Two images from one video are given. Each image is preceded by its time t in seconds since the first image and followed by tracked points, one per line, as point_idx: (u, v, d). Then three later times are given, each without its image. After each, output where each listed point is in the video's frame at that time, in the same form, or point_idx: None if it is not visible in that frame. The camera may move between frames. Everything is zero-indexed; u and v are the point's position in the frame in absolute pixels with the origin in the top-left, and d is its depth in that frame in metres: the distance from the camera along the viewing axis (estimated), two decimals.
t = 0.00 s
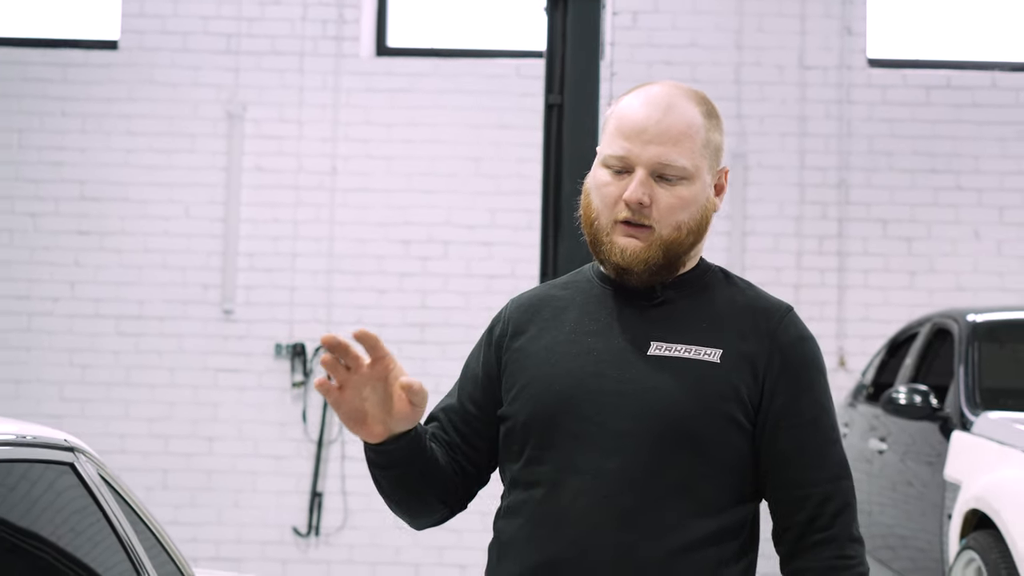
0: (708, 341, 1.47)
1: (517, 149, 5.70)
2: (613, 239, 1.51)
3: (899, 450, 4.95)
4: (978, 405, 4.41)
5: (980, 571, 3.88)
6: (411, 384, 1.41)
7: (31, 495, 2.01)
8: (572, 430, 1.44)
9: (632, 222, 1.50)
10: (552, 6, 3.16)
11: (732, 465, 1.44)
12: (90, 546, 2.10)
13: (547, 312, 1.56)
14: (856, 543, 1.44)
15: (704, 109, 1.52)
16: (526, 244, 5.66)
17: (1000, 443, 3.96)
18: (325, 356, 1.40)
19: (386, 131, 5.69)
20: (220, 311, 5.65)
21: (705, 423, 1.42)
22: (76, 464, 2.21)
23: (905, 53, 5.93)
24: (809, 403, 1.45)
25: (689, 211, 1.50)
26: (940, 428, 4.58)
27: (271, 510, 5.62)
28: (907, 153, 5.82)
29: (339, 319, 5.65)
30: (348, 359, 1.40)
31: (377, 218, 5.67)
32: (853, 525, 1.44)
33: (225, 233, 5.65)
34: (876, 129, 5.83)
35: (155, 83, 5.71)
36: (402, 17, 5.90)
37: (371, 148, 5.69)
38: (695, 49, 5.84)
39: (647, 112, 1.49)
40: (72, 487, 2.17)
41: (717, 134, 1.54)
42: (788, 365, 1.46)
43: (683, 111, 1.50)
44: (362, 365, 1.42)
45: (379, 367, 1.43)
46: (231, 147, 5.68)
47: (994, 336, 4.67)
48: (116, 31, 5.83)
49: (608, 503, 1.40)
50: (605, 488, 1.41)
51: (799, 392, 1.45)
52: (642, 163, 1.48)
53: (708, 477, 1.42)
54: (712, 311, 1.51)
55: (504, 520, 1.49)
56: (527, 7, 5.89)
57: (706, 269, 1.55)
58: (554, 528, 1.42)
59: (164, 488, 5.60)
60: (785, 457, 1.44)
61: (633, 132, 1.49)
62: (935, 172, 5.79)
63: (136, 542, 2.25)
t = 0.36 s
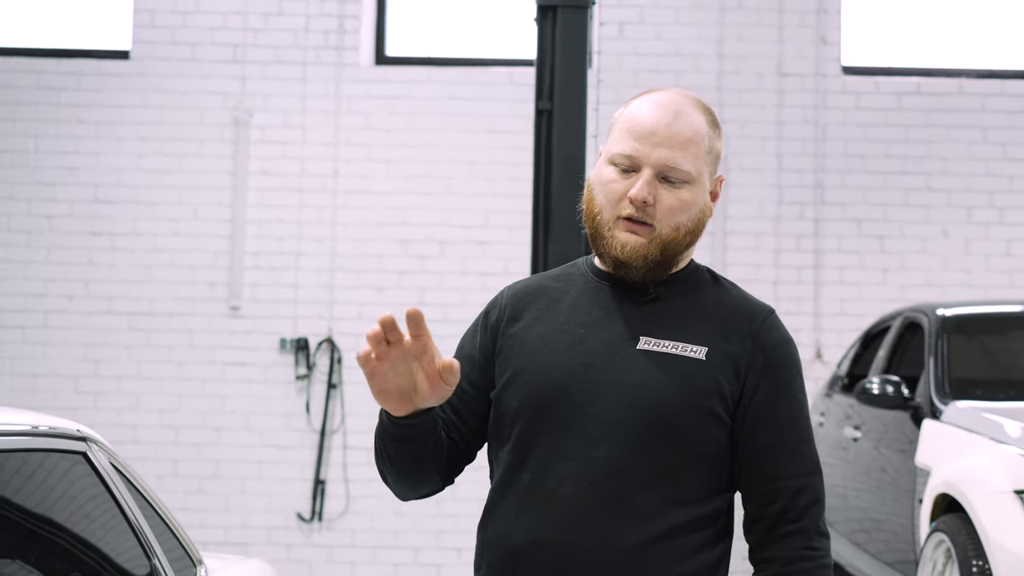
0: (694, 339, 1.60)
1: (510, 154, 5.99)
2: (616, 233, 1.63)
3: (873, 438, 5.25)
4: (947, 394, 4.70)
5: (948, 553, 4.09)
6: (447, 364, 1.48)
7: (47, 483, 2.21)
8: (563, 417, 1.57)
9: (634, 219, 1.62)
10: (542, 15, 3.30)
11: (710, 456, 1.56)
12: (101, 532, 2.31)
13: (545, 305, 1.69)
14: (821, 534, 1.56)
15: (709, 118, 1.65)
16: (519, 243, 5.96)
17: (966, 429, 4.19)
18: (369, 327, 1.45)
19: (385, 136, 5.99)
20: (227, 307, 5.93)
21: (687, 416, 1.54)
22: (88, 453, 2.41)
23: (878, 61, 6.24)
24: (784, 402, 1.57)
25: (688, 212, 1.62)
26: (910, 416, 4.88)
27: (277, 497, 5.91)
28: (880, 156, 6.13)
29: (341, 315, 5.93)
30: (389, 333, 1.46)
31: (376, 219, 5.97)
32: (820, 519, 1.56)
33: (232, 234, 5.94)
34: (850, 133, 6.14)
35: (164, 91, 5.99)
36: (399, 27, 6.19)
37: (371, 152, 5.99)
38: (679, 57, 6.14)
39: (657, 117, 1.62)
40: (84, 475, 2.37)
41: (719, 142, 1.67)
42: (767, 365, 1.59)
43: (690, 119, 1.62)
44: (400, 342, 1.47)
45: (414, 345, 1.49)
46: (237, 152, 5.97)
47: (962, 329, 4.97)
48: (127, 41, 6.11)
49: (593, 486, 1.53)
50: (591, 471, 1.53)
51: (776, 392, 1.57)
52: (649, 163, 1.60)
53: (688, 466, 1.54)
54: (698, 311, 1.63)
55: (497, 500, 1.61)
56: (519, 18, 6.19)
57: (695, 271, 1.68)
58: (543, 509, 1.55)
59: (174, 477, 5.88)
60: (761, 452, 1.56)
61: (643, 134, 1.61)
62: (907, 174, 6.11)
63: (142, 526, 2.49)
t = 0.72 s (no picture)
0: (689, 337, 1.55)
1: (502, 151, 5.99)
2: (608, 231, 1.59)
3: (866, 434, 5.25)
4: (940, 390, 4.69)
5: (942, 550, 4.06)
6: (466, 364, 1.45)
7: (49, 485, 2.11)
8: (555, 415, 1.52)
9: (627, 216, 1.58)
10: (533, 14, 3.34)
11: (703, 456, 1.52)
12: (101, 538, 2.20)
13: (536, 300, 1.63)
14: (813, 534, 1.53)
15: (701, 113, 1.61)
16: (511, 240, 5.95)
17: (959, 425, 4.18)
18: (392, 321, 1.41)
19: (377, 134, 5.99)
20: (219, 305, 5.93)
21: (681, 415, 1.50)
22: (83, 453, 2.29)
23: (870, 57, 6.24)
24: (779, 402, 1.54)
25: (681, 209, 1.58)
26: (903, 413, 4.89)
27: (269, 495, 5.90)
28: (871, 153, 6.14)
29: (333, 313, 5.93)
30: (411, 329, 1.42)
31: (368, 216, 5.96)
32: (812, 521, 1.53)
33: (224, 231, 5.94)
34: (842, 130, 6.15)
35: (156, 89, 5.99)
36: (391, 25, 6.19)
37: (363, 150, 5.99)
38: (670, 54, 6.15)
39: (648, 111, 1.58)
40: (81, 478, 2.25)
41: (711, 137, 1.63)
42: (762, 365, 1.55)
43: (682, 113, 1.58)
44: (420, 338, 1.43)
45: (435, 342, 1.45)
46: (229, 150, 5.96)
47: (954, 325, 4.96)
48: (118, 40, 6.11)
49: (586, 486, 1.47)
50: (584, 470, 1.48)
51: (771, 392, 1.54)
52: (641, 158, 1.56)
53: (681, 467, 1.50)
54: (692, 308, 1.59)
55: (484, 500, 1.56)
56: (510, 16, 6.18)
57: (689, 269, 1.63)
58: (532, 510, 1.49)
59: (167, 475, 5.86)
60: (755, 451, 1.53)
61: (633, 129, 1.57)
62: (898, 170, 6.12)
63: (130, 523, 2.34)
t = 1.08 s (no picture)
0: (694, 336, 1.41)
1: (497, 144, 5.72)
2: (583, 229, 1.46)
3: (881, 438, 4.96)
4: (958, 391, 4.41)
5: (962, 561, 3.80)
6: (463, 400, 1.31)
7: (15, 494, 2.02)
8: (549, 423, 1.38)
9: (599, 211, 1.45)
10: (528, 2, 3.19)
11: (712, 465, 1.37)
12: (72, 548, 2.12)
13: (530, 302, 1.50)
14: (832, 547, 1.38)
15: (666, 89, 1.48)
16: (507, 237, 5.68)
17: (980, 427, 3.90)
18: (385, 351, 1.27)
19: (366, 127, 5.72)
20: (202, 307, 5.65)
21: (685, 420, 1.35)
22: (58, 461, 2.23)
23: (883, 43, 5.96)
24: (793, 405, 1.39)
25: (655, 192, 1.43)
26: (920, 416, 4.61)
27: (257, 507, 5.62)
28: (884, 143, 5.86)
29: (322, 315, 5.66)
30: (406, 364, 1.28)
31: (358, 213, 5.69)
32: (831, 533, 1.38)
33: (208, 230, 5.67)
34: (853, 119, 5.87)
35: (135, 82, 5.73)
36: (382, 13, 5.90)
37: (352, 144, 5.72)
38: (673, 42, 5.87)
39: (603, 97, 1.46)
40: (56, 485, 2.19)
41: (685, 115, 1.49)
42: (774, 365, 1.40)
43: (641, 92, 1.46)
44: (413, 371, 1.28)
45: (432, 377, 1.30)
46: (212, 145, 5.70)
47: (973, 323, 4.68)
48: (96, 30, 5.84)
49: (584, 498, 1.34)
50: (580, 481, 1.34)
51: (783, 393, 1.39)
52: (601, 146, 1.44)
53: (688, 477, 1.36)
54: (697, 304, 1.44)
55: (477, 514, 1.42)
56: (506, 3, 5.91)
57: (693, 263, 1.49)
58: (527, 525, 1.36)
59: (149, 486, 5.59)
60: (768, 458, 1.38)
61: (590, 118, 1.45)
62: (913, 161, 5.84)
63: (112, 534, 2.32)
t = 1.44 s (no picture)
0: (695, 336, 1.35)
1: (500, 139, 5.49)
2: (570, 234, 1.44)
3: (902, 444, 4.60)
4: (984, 395, 4.13)
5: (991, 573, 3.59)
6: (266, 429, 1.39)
7: None
8: (545, 430, 1.35)
9: (580, 212, 1.42)
10: None
11: (717, 470, 1.31)
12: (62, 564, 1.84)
13: (536, 305, 1.48)
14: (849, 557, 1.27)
15: (639, 76, 1.43)
16: (511, 236, 5.45)
17: (1009, 433, 3.67)
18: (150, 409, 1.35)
19: (363, 123, 5.49)
20: (194, 311, 5.43)
21: (681, 424, 1.30)
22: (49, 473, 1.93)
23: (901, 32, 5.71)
24: (802, 404, 1.30)
25: (631, 186, 1.39)
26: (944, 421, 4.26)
27: (252, 518, 5.40)
28: (904, 136, 5.61)
29: (319, 318, 5.43)
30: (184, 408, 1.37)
31: (355, 212, 5.47)
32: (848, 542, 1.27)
33: (200, 229, 5.44)
34: (872, 111, 5.62)
35: (124, 77, 5.51)
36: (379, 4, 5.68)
37: (349, 140, 5.49)
38: (683, 32, 5.62)
39: (573, 95, 1.43)
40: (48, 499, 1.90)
41: (663, 101, 1.43)
42: (779, 362, 1.31)
43: (610, 84, 1.42)
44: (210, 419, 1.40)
45: (232, 417, 1.41)
46: (203, 143, 5.47)
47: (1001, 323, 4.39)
48: (82, 24, 5.62)
49: (578, 508, 1.31)
50: (575, 490, 1.31)
51: (790, 391, 1.30)
52: (571, 146, 1.40)
53: (687, 483, 1.30)
54: (701, 301, 1.38)
55: (484, 524, 1.42)
56: None
57: (700, 257, 1.43)
58: (524, 535, 1.34)
59: (140, 498, 5.37)
60: (776, 463, 1.30)
61: (562, 119, 1.43)
62: (935, 155, 5.59)
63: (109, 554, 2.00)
